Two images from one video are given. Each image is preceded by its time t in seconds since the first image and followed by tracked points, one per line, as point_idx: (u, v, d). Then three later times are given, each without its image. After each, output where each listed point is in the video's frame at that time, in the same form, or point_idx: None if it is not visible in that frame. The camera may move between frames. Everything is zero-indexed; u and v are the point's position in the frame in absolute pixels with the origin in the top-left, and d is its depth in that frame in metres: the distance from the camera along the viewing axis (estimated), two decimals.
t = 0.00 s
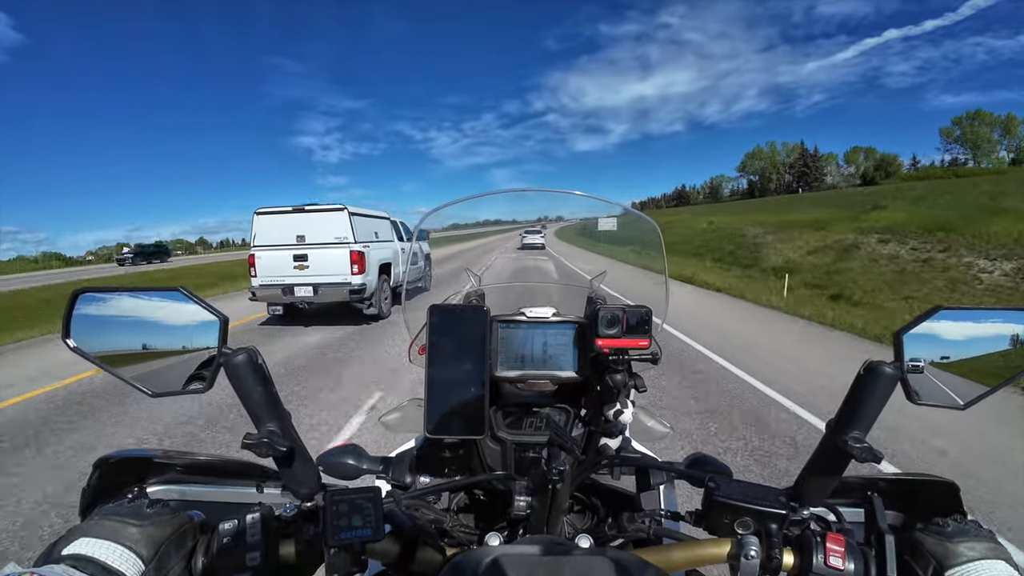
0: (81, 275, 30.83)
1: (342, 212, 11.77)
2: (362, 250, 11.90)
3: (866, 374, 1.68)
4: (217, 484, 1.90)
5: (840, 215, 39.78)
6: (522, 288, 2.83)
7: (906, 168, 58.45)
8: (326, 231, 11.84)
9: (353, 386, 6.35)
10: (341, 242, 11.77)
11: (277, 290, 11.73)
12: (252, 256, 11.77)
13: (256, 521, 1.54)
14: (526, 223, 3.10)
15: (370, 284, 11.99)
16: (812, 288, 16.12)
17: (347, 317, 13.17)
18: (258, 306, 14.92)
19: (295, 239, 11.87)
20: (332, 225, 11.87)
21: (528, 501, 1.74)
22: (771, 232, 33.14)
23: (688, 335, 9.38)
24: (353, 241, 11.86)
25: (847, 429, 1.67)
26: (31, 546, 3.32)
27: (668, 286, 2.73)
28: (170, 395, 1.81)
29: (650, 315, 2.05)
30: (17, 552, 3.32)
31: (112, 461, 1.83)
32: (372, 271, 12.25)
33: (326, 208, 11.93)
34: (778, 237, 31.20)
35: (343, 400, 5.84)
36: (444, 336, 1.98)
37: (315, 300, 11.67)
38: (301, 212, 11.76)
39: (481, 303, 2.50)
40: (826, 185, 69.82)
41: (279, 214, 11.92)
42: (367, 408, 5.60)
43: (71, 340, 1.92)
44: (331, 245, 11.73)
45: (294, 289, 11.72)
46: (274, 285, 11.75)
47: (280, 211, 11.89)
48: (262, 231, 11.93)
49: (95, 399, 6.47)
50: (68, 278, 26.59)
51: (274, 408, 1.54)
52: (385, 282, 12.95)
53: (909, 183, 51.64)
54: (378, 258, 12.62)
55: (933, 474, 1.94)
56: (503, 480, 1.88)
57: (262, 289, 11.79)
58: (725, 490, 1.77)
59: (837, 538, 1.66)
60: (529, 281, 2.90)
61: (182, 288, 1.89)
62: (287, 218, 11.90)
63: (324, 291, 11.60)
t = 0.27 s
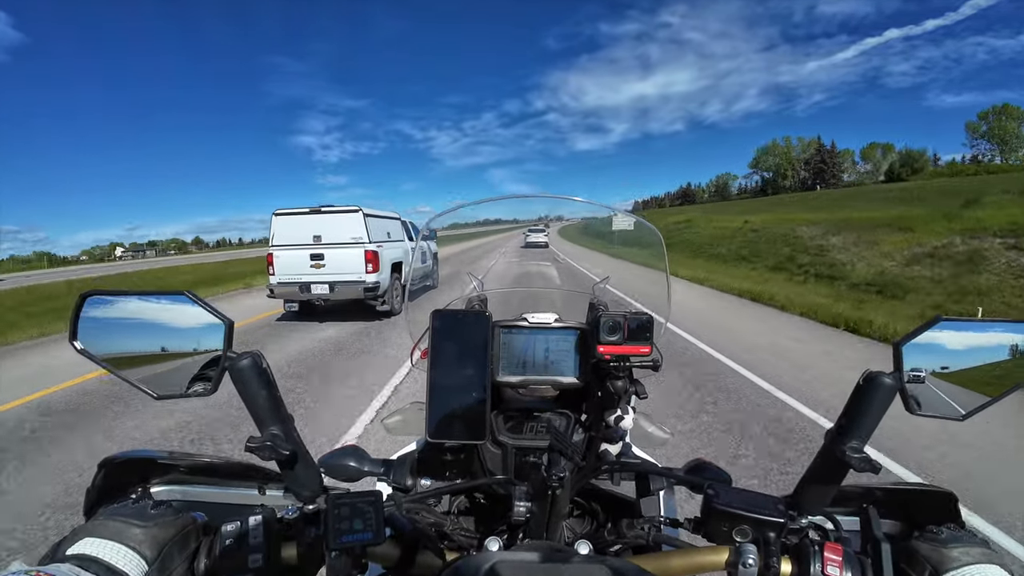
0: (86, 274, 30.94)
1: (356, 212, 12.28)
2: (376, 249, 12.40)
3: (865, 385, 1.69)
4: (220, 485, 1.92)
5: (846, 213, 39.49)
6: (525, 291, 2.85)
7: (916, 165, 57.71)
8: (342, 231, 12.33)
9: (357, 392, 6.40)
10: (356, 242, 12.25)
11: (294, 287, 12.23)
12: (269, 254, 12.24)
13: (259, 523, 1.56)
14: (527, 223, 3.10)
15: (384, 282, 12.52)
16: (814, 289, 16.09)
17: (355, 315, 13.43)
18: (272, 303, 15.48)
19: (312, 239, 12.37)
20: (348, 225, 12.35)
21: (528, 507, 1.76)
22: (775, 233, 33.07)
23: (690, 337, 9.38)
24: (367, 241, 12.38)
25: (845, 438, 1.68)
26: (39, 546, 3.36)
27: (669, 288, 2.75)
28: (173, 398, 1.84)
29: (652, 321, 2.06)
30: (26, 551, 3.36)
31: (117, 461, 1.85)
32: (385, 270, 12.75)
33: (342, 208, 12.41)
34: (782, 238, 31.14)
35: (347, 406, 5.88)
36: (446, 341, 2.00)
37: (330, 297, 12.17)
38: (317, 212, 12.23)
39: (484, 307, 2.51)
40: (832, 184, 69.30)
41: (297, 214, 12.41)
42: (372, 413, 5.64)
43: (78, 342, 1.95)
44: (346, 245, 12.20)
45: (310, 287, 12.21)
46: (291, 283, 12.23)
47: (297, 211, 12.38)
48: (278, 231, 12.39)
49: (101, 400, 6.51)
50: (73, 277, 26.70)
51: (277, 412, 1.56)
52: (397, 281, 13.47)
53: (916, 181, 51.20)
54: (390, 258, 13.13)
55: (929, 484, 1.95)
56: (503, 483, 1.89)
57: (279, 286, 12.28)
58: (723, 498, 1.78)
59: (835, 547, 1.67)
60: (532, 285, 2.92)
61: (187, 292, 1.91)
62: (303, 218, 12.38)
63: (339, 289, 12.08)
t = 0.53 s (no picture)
0: (91, 272, 31.06)
1: (368, 209, 12.99)
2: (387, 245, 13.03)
3: (879, 381, 1.67)
4: (227, 476, 1.90)
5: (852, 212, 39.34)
6: (534, 286, 2.84)
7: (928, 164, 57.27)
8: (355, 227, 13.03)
9: (363, 388, 6.44)
10: (368, 238, 12.93)
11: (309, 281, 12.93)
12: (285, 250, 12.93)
13: (267, 514, 1.55)
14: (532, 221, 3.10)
15: (395, 277, 13.14)
16: (819, 289, 16.07)
17: (360, 313, 13.50)
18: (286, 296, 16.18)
19: (326, 235, 13.07)
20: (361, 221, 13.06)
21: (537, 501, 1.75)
22: (779, 233, 33.05)
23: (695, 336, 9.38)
24: (379, 237, 13.02)
25: (859, 435, 1.66)
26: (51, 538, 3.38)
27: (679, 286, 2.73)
28: (184, 387, 1.85)
29: (661, 317, 2.05)
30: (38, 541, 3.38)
31: (123, 452, 1.83)
32: (395, 265, 13.38)
33: (355, 206, 13.12)
34: (785, 237, 31.11)
35: (353, 401, 5.92)
36: (455, 335, 1.98)
37: (344, 291, 12.85)
38: (331, 209, 12.95)
39: (492, 302, 2.50)
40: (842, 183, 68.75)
41: (313, 211, 13.14)
42: (378, 409, 5.67)
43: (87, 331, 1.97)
44: (359, 241, 12.89)
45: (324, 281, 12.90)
46: (306, 277, 12.92)
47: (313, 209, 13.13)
48: (296, 228, 13.15)
49: (109, 395, 6.55)
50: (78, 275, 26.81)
51: (287, 402, 1.54)
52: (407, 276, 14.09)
53: (924, 179, 50.90)
54: (400, 254, 13.73)
55: (941, 483, 1.92)
56: (512, 478, 1.88)
57: (295, 280, 12.97)
58: (735, 495, 1.77)
59: (847, 545, 1.65)
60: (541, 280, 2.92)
61: (195, 283, 1.92)
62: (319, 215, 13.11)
63: (352, 283, 12.77)
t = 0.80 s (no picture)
0: (97, 271, 31.30)
1: (380, 210, 13.86)
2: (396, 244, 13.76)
3: (878, 382, 1.68)
4: (233, 474, 1.93)
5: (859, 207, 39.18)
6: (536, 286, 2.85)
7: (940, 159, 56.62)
8: (365, 227, 13.87)
9: (367, 386, 6.51)
10: (379, 238, 13.76)
11: (322, 278, 13.74)
12: (299, 249, 13.72)
13: (272, 513, 1.57)
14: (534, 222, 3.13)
15: (404, 274, 13.88)
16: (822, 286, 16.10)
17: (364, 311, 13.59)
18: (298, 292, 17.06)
19: (339, 235, 13.92)
20: (371, 222, 13.87)
21: (539, 499, 1.77)
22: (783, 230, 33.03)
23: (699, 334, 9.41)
24: (389, 236, 13.83)
25: (858, 436, 1.68)
26: (62, 535, 3.44)
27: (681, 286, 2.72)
28: (188, 387, 1.87)
29: (663, 316, 2.05)
30: (49, 538, 3.44)
31: (131, 450, 1.86)
32: (404, 262, 14.13)
33: (366, 207, 13.94)
34: (790, 234, 31.11)
35: (357, 400, 5.99)
36: (458, 334, 2.00)
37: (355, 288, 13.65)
38: (344, 210, 13.81)
39: (495, 302, 2.52)
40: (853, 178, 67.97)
41: (325, 212, 13.96)
42: (382, 407, 5.73)
43: (93, 331, 2.00)
44: (371, 240, 13.74)
45: (337, 278, 13.71)
46: (319, 274, 13.71)
47: (326, 210, 13.96)
48: (311, 228, 13.98)
49: (118, 393, 6.63)
50: (84, 274, 27.03)
51: (292, 402, 1.56)
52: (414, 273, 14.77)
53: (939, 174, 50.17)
54: (408, 253, 14.44)
55: (940, 483, 1.94)
56: (514, 477, 1.90)
57: (308, 278, 13.76)
58: (734, 493, 1.78)
59: (846, 544, 1.66)
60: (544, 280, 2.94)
61: (201, 283, 1.94)
62: (331, 216, 13.92)
63: (364, 280, 13.55)
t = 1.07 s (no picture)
0: (105, 269, 31.56)
1: (389, 209, 14.02)
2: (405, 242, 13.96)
3: (885, 394, 1.68)
4: (239, 480, 1.94)
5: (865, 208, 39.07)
6: (543, 294, 2.86)
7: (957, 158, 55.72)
8: (375, 226, 14.05)
9: (373, 387, 6.54)
10: (388, 236, 13.94)
11: (332, 276, 13.94)
12: (310, 247, 13.88)
13: (280, 521, 1.58)
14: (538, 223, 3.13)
15: (412, 272, 14.07)
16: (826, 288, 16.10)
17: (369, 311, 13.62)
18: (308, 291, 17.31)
19: (349, 234, 14.10)
20: (381, 221, 14.04)
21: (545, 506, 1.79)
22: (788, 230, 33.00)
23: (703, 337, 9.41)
24: (398, 235, 14.02)
25: (864, 447, 1.68)
26: (70, 537, 3.47)
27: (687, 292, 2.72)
28: (196, 395, 1.88)
29: (668, 325, 2.06)
30: (57, 542, 3.45)
31: (140, 456, 1.88)
32: (412, 260, 14.33)
33: (376, 205, 14.11)
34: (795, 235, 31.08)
35: (363, 401, 6.01)
36: (464, 342, 2.01)
37: (365, 285, 13.83)
38: (353, 209, 14.00)
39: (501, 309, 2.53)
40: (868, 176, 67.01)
41: (335, 211, 14.13)
42: (388, 409, 5.75)
43: (103, 339, 2.01)
44: (381, 238, 13.92)
45: (347, 275, 13.88)
46: (329, 272, 13.88)
47: (336, 209, 14.12)
48: (321, 226, 14.15)
49: (124, 393, 6.66)
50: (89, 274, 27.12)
51: (300, 411, 1.57)
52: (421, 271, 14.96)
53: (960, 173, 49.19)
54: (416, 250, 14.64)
55: (944, 493, 1.94)
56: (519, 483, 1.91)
57: (319, 275, 13.91)
58: (740, 503, 1.79)
59: (851, 555, 1.66)
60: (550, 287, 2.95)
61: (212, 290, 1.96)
62: (340, 215, 14.09)
63: (373, 278, 13.69)
